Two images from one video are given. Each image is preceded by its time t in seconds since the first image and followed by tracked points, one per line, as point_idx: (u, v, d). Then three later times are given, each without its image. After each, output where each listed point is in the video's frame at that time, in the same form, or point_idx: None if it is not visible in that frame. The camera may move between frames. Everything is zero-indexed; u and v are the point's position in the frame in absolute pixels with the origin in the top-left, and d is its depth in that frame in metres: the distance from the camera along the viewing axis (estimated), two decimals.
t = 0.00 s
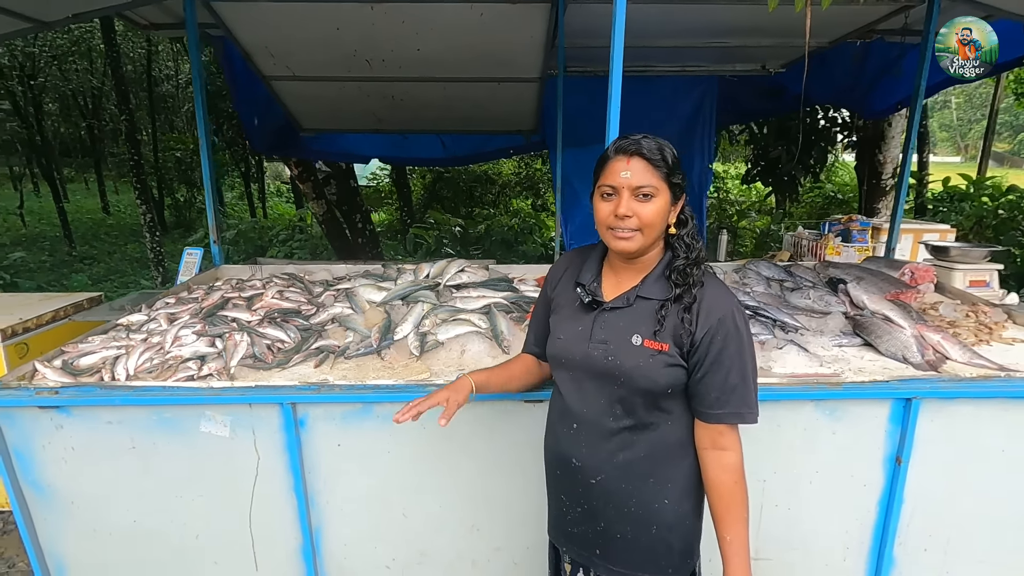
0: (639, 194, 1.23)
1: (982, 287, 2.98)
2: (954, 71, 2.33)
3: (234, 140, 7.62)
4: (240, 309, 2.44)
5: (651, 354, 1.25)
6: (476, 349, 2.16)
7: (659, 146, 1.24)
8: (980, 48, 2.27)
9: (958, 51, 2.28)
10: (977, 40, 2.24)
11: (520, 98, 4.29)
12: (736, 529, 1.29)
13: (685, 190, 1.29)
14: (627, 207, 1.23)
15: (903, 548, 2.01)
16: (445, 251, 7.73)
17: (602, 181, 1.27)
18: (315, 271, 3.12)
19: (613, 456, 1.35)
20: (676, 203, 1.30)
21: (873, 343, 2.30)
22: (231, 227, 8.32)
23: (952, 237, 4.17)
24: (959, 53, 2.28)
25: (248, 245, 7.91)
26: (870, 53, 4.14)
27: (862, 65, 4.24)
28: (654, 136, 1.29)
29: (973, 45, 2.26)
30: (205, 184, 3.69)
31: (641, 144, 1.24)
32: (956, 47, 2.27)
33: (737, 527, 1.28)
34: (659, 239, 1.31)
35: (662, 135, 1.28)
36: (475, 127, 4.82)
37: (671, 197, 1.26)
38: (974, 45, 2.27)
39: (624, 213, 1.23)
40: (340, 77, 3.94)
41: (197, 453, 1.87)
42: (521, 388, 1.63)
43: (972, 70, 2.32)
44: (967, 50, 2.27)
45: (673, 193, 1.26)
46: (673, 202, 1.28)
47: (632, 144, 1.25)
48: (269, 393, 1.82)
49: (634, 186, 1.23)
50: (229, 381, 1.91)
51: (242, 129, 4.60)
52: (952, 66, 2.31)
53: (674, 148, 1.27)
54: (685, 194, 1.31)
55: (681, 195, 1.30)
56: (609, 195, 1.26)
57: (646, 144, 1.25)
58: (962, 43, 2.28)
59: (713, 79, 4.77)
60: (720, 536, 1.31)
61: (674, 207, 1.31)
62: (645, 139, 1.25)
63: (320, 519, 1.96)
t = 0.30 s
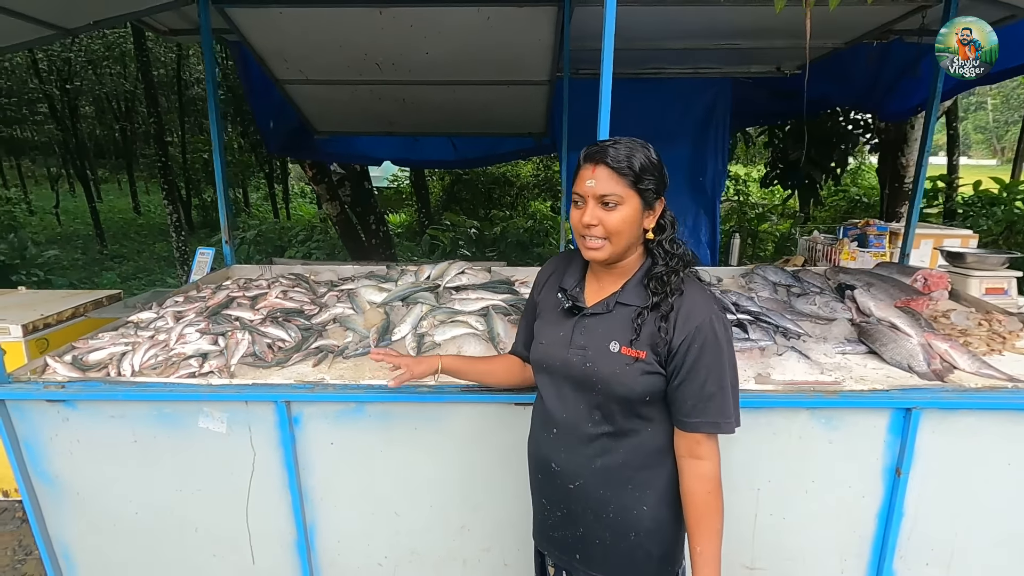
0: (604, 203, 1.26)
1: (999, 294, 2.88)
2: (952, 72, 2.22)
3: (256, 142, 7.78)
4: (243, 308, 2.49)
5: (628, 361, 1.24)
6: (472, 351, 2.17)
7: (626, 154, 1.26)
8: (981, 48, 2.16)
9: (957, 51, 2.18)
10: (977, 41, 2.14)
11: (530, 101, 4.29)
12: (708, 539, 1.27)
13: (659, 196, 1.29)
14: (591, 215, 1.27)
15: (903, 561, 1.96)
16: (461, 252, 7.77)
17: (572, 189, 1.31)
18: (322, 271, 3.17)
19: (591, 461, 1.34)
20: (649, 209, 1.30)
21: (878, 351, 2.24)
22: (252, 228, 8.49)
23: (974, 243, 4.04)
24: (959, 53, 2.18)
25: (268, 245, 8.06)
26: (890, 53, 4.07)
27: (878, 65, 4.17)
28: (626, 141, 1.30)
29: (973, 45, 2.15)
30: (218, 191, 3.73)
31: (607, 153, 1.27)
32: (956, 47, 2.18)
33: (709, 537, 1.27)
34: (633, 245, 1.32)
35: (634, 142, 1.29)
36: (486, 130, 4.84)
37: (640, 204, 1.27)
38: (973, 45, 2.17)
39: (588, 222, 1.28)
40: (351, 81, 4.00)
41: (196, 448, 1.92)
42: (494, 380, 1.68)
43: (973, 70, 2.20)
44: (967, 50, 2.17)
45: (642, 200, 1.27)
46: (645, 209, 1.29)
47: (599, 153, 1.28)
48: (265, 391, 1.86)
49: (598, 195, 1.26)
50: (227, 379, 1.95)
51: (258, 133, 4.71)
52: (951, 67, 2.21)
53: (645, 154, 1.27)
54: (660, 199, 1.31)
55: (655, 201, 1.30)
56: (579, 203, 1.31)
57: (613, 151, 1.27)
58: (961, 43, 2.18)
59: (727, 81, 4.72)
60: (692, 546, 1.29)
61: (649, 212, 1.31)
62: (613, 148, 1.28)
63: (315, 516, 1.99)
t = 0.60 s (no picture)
0: (584, 202, 1.29)
1: (1016, 300, 2.80)
2: (952, 72, 2.20)
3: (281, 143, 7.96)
4: (253, 304, 2.58)
5: (600, 359, 1.28)
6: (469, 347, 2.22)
7: (610, 156, 1.27)
8: (981, 48, 2.12)
9: (957, 51, 2.15)
10: (977, 41, 2.11)
11: (543, 103, 4.32)
12: (671, 540, 1.29)
13: (641, 199, 1.30)
14: (572, 213, 1.30)
15: (898, 568, 1.93)
16: (479, 253, 7.83)
17: (557, 187, 1.35)
18: (333, 269, 3.25)
19: (563, 455, 1.39)
20: (631, 211, 1.31)
21: (880, 355, 2.21)
22: (275, 227, 8.68)
23: (998, 248, 3.92)
24: (958, 53, 2.15)
25: (292, 243, 8.24)
26: (908, 53, 3.97)
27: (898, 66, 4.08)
28: (616, 142, 1.31)
29: (973, 45, 2.12)
30: (236, 186, 3.92)
31: (593, 153, 1.28)
32: (957, 47, 2.14)
33: (672, 537, 1.29)
34: (613, 245, 1.34)
35: (621, 144, 1.30)
36: (500, 131, 4.89)
37: (621, 205, 1.29)
38: (973, 45, 2.14)
39: (569, 220, 1.31)
40: (366, 83, 4.09)
41: (201, 436, 2.01)
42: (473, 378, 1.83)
43: (973, 70, 2.16)
44: (967, 50, 2.14)
45: (623, 202, 1.28)
46: (626, 211, 1.30)
47: (585, 152, 1.29)
48: (267, 383, 1.94)
49: (580, 194, 1.29)
50: (233, 371, 2.03)
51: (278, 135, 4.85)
52: (950, 67, 2.18)
53: (630, 156, 1.28)
54: (643, 202, 1.32)
55: (637, 203, 1.31)
56: (563, 200, 1.34)
57: (599, 152, 1.29)
58: (961, 43, 2.15)
59: (744, 82, 4.67)
60: (656, 545, 1.32)
61: (632, 214, 1.33)
62: (600, 148, 1.29)
63: (312, 505, 2.06)
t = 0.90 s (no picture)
0: (574, 196, 1.31)
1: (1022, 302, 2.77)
2: (952, 72, 2.19)
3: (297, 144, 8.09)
4: (259, 299, 2.66)
5: (580, 355, 1.31)
6: (466, 343, 2.27)
7: (594, 150, 1.31)
8: (981, 48, 2.11)
9: (957, 51, 2.14)
10: (977, 41, 2.10)
11: (550, 104, 4.36)
12: (640, 533, 1.33)
13: (625, 191, 1.35)
14: (563, 209, 1.31)
15: (889, 568, 1.94)
16: (491, 253, 7.88)
17: (543, 186, 1.36)
18: (339, 267, 3.33)
19: (540, 448, 1.44)
20: (617, 202, 1.35)
21: (875, 356, 2.21)
22: (291, 226, 8.81)
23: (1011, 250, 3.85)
24: (959, 53, 2.14)
25: (306, 242, 8.36)
26: (918, 53, 3.93)
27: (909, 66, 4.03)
28: (594, 140, 1.36)
29: (973, 45, 2.11)
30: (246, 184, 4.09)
31: (577, 149, 1.32)
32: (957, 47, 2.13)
33: (642, 533, 1.32)
34: (602, 239, 1.37)
35: (601, 140, 1.35)
36: (508, 132, 4.94)
37: (609, 196, 1.32)
38: (973, 45, 2.13)
39: (560, 215, 1.32)
40: (376, 85, 4.16)
41: (206, 425, 2.08)
42: (471, 374, 1.87)
43: (973, 70, 2.16)
44: (967, 50, 2.13)
45: (611, 193, 1.32)
46: (613, 202, 1.34)
47: (568, 150, 1.33)
48: (268, 374, 2.01)
49: (569, 189, 1.31)
50: (237, 363, 2.11)
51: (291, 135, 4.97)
52: (951, 67, 2.17)
53: (611, 149, 1.33)
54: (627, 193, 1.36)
55: (622, 196, 1.35)
56: (550, 199, 1.36)
57: (582, 148, 1.33)
58: (961, 43, 2.14)
59: (752, 82, 4.65)
60: (626, 537, 1.35)
61: (617, 206, 1.37)
62: (582, 144, 1.33)
63: (312, 494, 2.13)
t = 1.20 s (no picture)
0: (560, 202, 1.32)
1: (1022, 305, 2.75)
2: (953, 72, 2.17)
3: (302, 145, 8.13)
4: (259, 299, 2.69)
5: (562, 358, 1.32)
6: (462, 343, 2.28)
7: (580, 155, 1.32)
8: (981, 48, 2.09)
9: (957, 51, 2.12)
10: (977, 41, 2.07)
11: (551, 106, 4.37)
12: (623, 541, 1.34)
13: (612, 196, 1.36)
14: (549, 214, 1.33)
15: (882, 570, 1.94)
16: (494, 254, 7.89)
17: (530, 190, 1.37)
18: (339, 267, 3.35)
19: (523, 450, 1.46)
20: (603, 208, 1.36)
21: (871, 358, 2.21)
22: (296, 226, 8.86)
23: (1013, 253, 3.83)
24: (959, 53, 2.12)
25: (311, 242, 8.40)
26: (921, 55, 3.89)
27: (910, 68, 3.99)
28: (581, 143, 1.36)
29: (973, 46, 2.08)
30: (247, 184, 4.13)
31: (563, 154, 1.33)
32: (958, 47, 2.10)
33: (625, 539, 1.34)
34: (589, 243, 1.39)
35: (588, 143, 1.35)
36: (509, 134, 4.95)
37: (596, 202, 1.33)
38: (973, 45, 2.10)
39: (546, 220, 1.34)
40: (378, 87, 4.19)
41: (204, 423, 2.11)
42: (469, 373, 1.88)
43: (973, 71, 2.13)
44: (967, 50, 2.11)
45: (597, 199, 1.33)
46: (599, 208, 1.35)
47: (555, 153, 1.33)
48: (265, 373, 2.03)
49: (555, 194, 1.32)
50: (235, 362, 2.13)
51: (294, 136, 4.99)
52: (951, 67, 2.14)
53: (599, 154, 1.33)
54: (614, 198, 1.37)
55: (608, 201, 1.36)
56: (537, 203, 1.37)
57: (569, 152, 1.33)
58: (961, 43, 2.11)
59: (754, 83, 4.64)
60: (610, 545, 1.37)
61: (604, 211, 1.38)
62: (569, 149, 1.33)
63: (307, 493, 2.15)
